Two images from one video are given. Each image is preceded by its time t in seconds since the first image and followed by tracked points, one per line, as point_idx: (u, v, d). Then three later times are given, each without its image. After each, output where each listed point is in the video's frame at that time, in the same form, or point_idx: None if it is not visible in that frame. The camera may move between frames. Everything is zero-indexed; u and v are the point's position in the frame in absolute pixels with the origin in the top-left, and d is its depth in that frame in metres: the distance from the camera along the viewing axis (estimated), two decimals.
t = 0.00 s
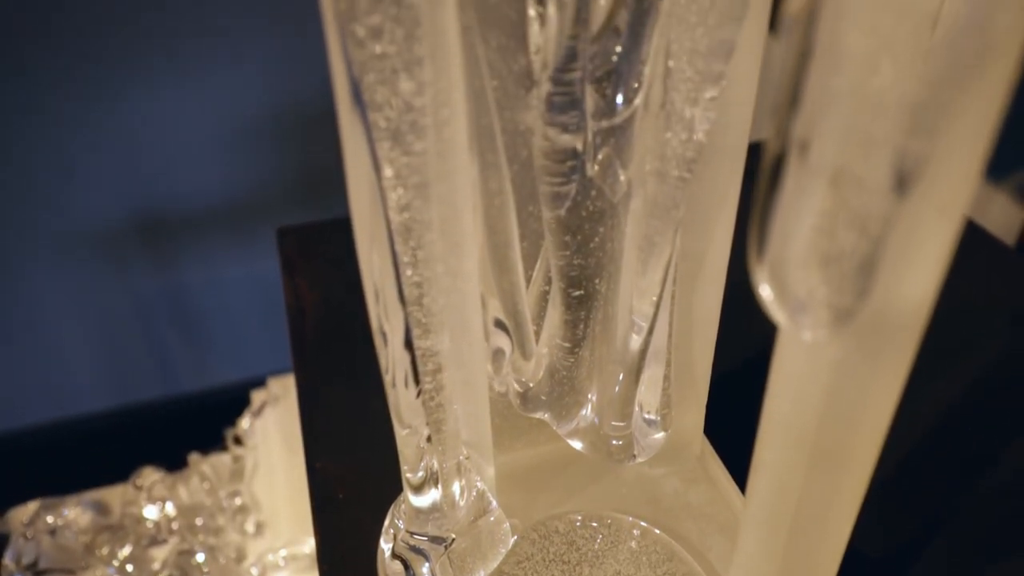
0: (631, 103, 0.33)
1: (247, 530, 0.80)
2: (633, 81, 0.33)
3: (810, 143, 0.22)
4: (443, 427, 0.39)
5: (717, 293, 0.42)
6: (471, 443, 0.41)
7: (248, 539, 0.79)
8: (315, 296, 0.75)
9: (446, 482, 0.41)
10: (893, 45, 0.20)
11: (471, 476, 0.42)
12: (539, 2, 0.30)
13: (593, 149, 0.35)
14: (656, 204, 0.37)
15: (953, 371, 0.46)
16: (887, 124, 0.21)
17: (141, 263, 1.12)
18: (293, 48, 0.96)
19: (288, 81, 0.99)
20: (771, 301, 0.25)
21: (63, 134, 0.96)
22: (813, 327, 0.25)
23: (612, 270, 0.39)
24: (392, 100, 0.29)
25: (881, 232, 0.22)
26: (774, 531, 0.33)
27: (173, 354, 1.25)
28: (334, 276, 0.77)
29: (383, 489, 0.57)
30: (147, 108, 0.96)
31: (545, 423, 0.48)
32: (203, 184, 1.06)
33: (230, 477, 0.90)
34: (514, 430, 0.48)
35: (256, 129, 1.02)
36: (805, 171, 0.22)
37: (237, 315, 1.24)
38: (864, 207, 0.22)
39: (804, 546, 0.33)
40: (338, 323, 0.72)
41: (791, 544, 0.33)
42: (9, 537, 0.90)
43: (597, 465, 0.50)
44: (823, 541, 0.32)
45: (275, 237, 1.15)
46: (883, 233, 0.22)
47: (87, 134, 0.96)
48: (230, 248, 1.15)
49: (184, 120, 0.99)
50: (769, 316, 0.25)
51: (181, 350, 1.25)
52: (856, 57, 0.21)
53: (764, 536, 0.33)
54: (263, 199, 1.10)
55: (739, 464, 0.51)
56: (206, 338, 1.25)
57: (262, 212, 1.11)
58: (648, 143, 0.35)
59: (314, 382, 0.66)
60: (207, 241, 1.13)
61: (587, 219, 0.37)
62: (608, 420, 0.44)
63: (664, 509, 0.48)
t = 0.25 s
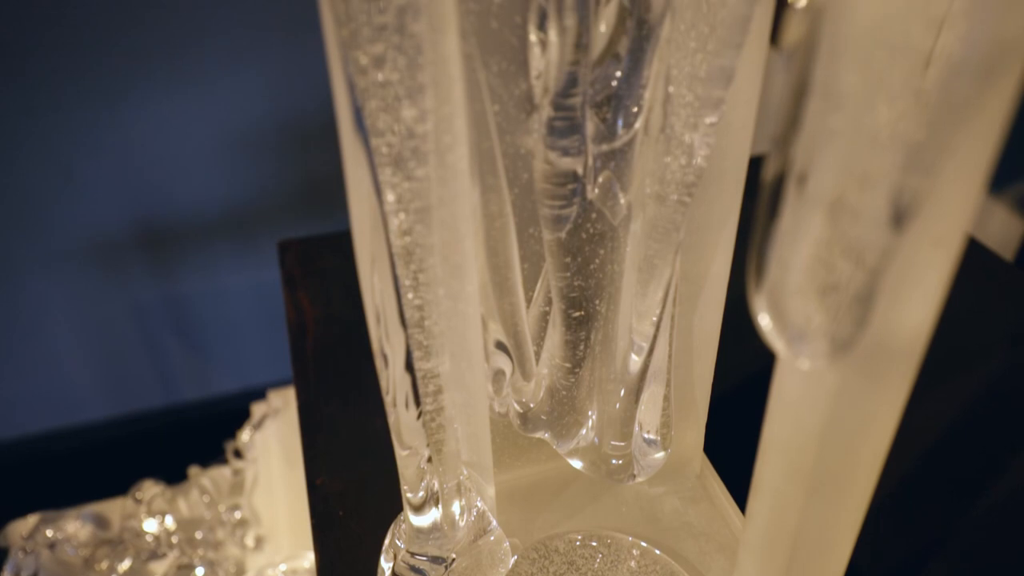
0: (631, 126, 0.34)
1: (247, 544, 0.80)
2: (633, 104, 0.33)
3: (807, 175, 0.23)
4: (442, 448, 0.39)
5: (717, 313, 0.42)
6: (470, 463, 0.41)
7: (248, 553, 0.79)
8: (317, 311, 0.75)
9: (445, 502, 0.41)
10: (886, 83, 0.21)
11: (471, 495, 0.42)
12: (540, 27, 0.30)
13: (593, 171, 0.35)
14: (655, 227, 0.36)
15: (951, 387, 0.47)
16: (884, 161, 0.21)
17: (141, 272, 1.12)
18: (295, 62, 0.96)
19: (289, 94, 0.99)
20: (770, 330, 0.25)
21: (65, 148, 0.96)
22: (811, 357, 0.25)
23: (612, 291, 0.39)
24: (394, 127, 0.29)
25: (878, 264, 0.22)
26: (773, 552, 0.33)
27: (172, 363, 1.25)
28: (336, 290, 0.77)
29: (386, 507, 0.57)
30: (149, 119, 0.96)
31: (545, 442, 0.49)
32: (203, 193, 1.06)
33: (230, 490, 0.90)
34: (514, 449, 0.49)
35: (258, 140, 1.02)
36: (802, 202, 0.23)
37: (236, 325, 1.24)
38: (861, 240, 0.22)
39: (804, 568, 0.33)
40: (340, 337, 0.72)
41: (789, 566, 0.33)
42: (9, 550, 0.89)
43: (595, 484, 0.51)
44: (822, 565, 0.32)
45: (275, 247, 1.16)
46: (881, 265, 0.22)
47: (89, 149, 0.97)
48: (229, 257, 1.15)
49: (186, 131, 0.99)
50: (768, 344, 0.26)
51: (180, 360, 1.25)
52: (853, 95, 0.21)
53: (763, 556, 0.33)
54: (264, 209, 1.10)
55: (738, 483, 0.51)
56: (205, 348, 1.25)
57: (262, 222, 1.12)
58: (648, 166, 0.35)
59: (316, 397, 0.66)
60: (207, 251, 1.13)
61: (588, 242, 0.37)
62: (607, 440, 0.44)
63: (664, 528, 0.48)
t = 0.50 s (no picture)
0: (630, 152, 0.34)
1: (247, 559, 0.80)
2: (632, 130, 0.33)
3: (804, 210, 0.23)
4: (442, 470, 0.39)
5: (716, 334, 0.42)
6: (469, 483, 0.41)
7: (248, 568, 0.79)
8: (317, 326, 0.75)
9: (445, 523, 0.41)
10: (879, 122, 0.21)
11: (470, 515, 0.42)
12: (540, 55, 0.31)
13: (592, 196, 0.35)
14: (654, 251, 0.37)
15: (950, 402, 0.46)
16: (879, 196, 0.22)
17: (142, 281, 1.12)
18: (295, 73, 0.96)
19: (290, 106, 0.99)
20: (767, 360, 0.25)
21: (66, 160, 0.96)
22: (808, 388, 0.25)
23: (611, 313, 0.39)
24: (394, 155, 0.29)
25: (874, 298, 0.22)
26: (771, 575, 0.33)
27: (172, 372, 1.25)
28: (337, 305, 0.77)
29: (386, 524, 0.57)
30: (151, 129, 0.96)
31: (544, 462, 0.49)
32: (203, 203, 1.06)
33: (230, 504, 0.90)
34: (513, 468, 0.49)
35: (258, 151, 1.02)
36: (799, 237, 0.23)
37: (236, 335, 1.24)
38: (857, 275, 0.23)
39: None
40: (340, 353, 0.72)
41: None
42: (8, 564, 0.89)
43: (594, 503, 0.51)
44: None
45: (274, 258, 1.16)
46: (878, 299, 0.22)
47: (90, 160, 0.96)
48: (229, 267, 1.15)
49: (188, 141, 0.98)
50: (765, 375, 0.26)
51: (180, 369, 1.25)
52: (848, 133, 0.22)
53: None
54: (264, 220, 1.10)
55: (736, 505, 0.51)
56: (205, 358, 1.25)
57: (262, 233, 1.12)
58: (647, 191, 0.36)
59: (316, 413, 0.67)
60: (207, 261, 1.13)
61: (587, 265, 0.38)
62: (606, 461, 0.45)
63: (662, 547, 0.48)
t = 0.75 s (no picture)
0: (628, 176, 0.34)
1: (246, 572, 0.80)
2: (629, 153, 0.34)
3: (797, 241, 0.24)
4: (440, 490, 0.39)
5: (712, 354, 0.42)
6: (468, 502, 0.41)
7: None
8: (317, 340, 0.75)
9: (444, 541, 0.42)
10: (874, 157, 0.22)
11: (468, 534, 0.42)
12: (539, 81, 0.31)
13: (590, 218, 0.36)
14: (651, 273, 0.37)
15: (946, 420, 0.48)
16: (874, 231, 0.22)
17: (141, 289, 1.09)
18: (296, 73, 0.92)
19: (292, 109, 0.95)
20: (762, 388, 0.26)
21: (64, 166, 0.93)
22: (804, 416, 0.26)
23: (608, 333, 0.39)
24: (394, 181, 0.30)
25: (869, 329, 0.23)
26: None
27: (172, 381, 1.22)
28: (338, 319, 0.77)
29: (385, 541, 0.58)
30: (149, 135, 0.93)
31: (541, 480, 0.49)
32: (202, 210, 1.02)
33: (229, 516, 0.90)
34: (511, 486, 0.49)
35: (259, 159, 0.99)
36: (792, 267, 0.24)
37: (236, 343, 1.21)
38: (851, 306, 0.23)
39: None
40: (340, 367, 0.72)
41: None
42: None
43: (592, 521, 0.51)
44: None
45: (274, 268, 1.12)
46: (873, 330, 0.23)
47: (87, 166, 0.94)
48: (229, 275, 1.12)
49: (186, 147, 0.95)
50: (761, 402, 0.27)
51: (179, 377, 1.22)
52: (841, 169, 0.22)
53: None
54: (267, 227, 1.07)
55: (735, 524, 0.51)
56: (205, 366, 1.22)
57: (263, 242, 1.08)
58: (644, 214, 0.36)
59: (316, 428, 0.67)
60: (207, 269, 1.10)
61: (583, 285, 0.38)
62: (603, 480, 0.45)
63: (659, 565, 0.49)
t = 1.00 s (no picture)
0: (624, 198, 0.34)
1: None
2: (626, 174, 0.34)
3: (791, 268, 0.25)
4: (438, 508, 0.39)
5: (710, 371, 0.43)
6: (466, 520, 0.41)
7: None
8: (315, 352, 0.75)
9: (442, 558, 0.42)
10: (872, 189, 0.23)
11: (465, 551, 0.42)
12: (536, 103, 0.31)
13: (587, 240, 0.35)
14: (648, 292, 0.37)
15: (943, 432, 0.49)
16: (865, 261, 0.24)
17: (140, 297, 1.07)
18: (296, 74, 0.91)
19: (293, 110, 0.94)
20: (758, 411, 0.28)
21: (63, 169, 0.92)
22: (799, 439, 0.28)
23: (606, 352, 0.39)
24: (393, 204, 0.30)
25: (860, 356, 0.25)
26: None
27: (171, 391, 1.20)
28: (336, 332, 0.77)
29: (383, 554, 0.58)
30: (150, 137, 0.92)
31: (539, 497, 0.49)
32: (203, 215, 1.01)
33: (227, 527, 0.90)
34: (509, 503, 0.49)
35: (259, 162, 0.98)
36: (785, 295, 0.26)
37: (236, 353, 1.18)
38: (844, 334, 0.25)
39: None
40: (338, 381, 0.72)
41: None
42: None
43: (590, 537, 0.51)
44: None
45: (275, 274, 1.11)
46: (863, 357, 0.25)
47: (88, 170, 0.93)
48: (230, 281, 1.10)
49: (187, 149, 0.94)
50: (757, 426, 0.29)
51: (178, 388, 1.20)
52: (831, 199, 0.24)
53: None
54: (266, 232, 1.05)
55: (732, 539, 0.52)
56: (204, 376, 1.20)
57: (264, 249, 1.07)
58: (641, 236, 0.36)
59: (314, 441, 0.67)
60: (207, 276, 1.08)
61: (580, 304, 0.38)
62: (601, 497, 0.45)
63: None
